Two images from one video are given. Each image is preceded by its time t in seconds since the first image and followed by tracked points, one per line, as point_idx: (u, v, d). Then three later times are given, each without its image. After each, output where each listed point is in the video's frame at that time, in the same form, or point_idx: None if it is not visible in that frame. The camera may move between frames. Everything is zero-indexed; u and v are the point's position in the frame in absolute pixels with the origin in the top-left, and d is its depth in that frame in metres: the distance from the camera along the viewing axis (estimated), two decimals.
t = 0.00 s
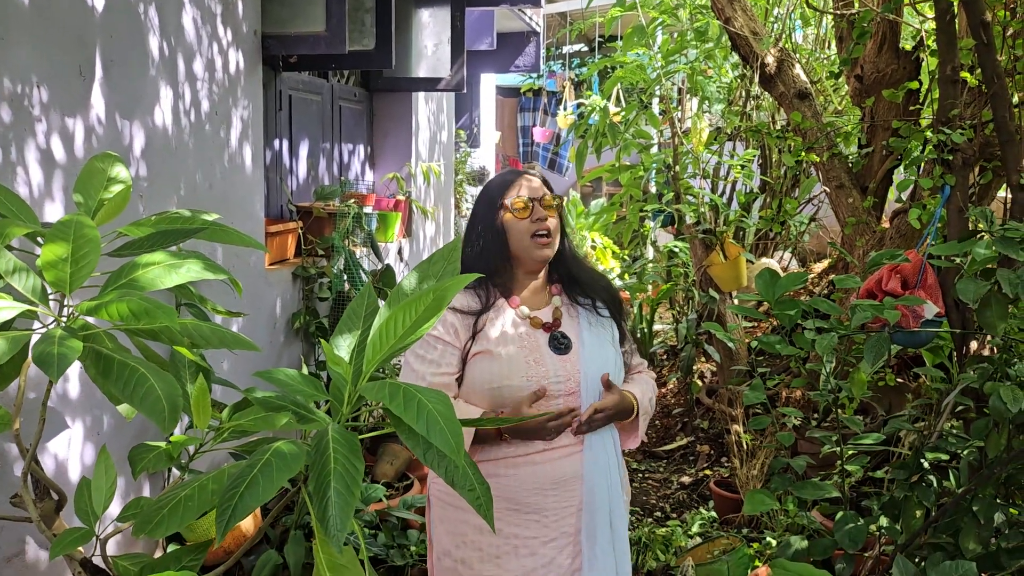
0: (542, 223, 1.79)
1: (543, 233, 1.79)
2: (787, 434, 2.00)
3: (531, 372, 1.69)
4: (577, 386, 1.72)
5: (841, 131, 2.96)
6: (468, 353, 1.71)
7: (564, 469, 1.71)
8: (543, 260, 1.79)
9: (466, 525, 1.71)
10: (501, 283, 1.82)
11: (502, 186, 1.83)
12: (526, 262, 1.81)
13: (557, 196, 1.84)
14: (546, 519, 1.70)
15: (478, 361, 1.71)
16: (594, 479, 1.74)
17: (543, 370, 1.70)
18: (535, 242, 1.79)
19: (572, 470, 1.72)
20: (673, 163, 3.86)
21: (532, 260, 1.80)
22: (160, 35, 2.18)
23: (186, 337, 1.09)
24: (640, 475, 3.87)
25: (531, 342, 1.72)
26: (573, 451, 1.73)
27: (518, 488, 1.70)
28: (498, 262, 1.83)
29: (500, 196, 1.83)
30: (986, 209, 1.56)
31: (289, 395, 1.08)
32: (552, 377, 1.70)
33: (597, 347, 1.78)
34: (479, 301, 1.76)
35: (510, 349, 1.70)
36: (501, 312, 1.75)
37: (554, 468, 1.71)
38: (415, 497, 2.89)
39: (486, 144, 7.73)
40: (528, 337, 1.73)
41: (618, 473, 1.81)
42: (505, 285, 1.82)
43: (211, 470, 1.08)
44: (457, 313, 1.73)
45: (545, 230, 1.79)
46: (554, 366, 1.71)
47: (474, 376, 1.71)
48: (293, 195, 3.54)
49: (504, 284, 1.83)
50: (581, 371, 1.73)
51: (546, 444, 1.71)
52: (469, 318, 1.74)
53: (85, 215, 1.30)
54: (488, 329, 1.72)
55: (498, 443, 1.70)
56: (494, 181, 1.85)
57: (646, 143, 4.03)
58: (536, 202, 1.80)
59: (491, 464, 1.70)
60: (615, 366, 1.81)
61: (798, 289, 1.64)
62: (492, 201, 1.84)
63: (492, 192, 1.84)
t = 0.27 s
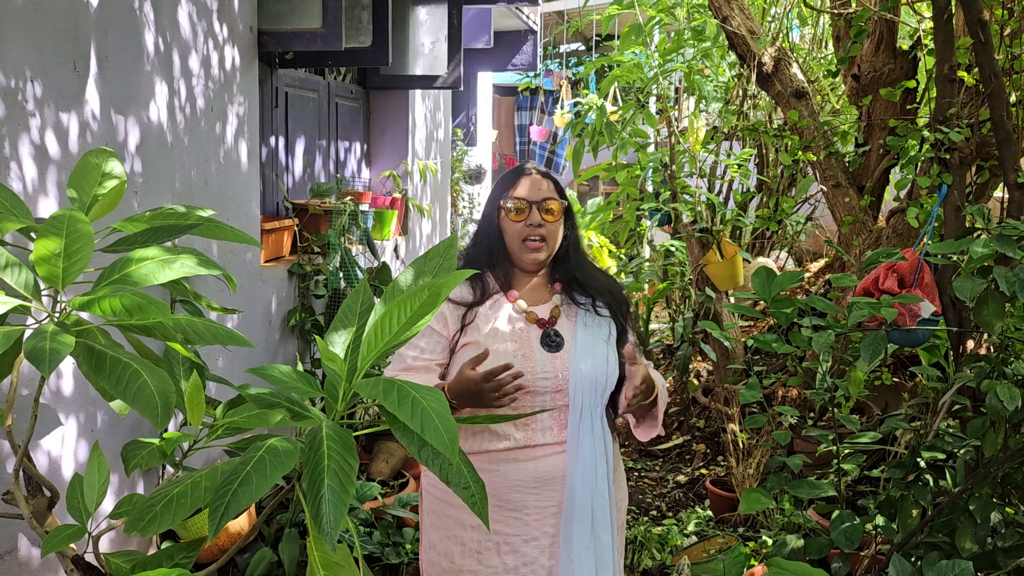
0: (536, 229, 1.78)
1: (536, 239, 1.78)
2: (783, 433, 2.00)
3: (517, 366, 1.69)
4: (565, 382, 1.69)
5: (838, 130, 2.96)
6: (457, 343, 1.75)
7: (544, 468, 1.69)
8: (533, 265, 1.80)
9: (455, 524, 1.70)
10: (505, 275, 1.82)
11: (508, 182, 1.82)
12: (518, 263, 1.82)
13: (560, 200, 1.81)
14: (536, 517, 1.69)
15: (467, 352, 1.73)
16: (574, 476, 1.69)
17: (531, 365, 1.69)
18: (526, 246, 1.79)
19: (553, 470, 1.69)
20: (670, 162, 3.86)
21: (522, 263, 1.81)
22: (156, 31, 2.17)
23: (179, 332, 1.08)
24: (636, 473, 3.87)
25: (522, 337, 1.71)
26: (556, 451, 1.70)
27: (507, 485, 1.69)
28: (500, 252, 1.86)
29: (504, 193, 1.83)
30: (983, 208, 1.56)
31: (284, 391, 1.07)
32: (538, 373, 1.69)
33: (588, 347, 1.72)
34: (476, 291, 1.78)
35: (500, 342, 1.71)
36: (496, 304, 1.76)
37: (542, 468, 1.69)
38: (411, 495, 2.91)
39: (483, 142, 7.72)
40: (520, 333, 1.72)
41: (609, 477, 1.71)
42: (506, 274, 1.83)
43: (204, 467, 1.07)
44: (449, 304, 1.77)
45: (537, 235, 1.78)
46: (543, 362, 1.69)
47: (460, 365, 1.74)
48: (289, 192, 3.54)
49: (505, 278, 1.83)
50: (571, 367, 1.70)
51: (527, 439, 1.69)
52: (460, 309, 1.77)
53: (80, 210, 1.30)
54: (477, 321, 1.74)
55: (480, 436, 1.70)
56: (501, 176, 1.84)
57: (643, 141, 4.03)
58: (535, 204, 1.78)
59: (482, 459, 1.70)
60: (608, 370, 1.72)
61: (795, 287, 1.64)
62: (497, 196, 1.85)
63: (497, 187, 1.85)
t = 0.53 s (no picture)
0: (534, 245, 1.74)
1: (533, 255, 1.75)
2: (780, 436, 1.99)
3: (512, 369, 1.68)
4: (560, 388, 1.69)
5: (836, 134, 2.96)
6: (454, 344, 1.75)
7: (535, 471, 1.68)
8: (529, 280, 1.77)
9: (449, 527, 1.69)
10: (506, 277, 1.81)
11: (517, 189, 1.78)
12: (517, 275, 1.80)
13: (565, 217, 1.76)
14: (531, 520, 1.69)
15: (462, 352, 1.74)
16: (562, 481, 1.67)
17: (525, 369, 1.68)
18: (523, 261, 1.76)
19: (546, 472, 1.69)
20: (668, 165, 3.86)
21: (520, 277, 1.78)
22: (154, 32, 2.17)
23: (177, 333, 1.07)
24: (634, 476, 3.87)
25: (518, 339, 1.71)
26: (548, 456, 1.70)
27: (502, 487, 1.69)
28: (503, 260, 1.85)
29: (511, 202, 1.80)
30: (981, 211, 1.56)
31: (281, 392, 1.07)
32: (533, 377, 1.68)
33: (586, 353, 1.72)
34: (474, 294, 1.79)
35: (495, 343, 1.71)
36: (494, 306, 1.76)
37: (535, 470, 1.69)
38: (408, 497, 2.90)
39: (482, 144, 7.72)
40: (518, 336, 1.72)
41: (600, 484, 1.68)
42: (507, 277, 1.82)
43: (201, 469, 1.07)
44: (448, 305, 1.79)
45: (535, 252, 1.74)
46: (538, 366, 1.69)
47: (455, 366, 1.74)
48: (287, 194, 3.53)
49: (506, 280, 1.82)
50: (566, 371, 1.70)
51: (519, 443, 1.69)
52: (459, 310, 1.78)
53: (77, 211, 1.29)
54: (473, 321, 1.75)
55: (471, 438, 1.70)
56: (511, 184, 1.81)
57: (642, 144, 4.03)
58: (538, 219, 1.74)
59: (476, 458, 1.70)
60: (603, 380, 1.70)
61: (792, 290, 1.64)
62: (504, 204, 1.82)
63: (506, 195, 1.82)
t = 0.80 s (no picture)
0: (534, 259, 1.74)
1: (532, 268, 1.74)
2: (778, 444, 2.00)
3: (511, 383, 1.68)
4: (559, 402, 1.69)
5: (834, 142, 2.97)
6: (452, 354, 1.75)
7: (530, 484, 1.69)
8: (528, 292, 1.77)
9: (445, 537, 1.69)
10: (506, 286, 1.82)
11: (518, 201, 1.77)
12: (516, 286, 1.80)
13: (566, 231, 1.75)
14: (527, 530, 1.69)
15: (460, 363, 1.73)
16: (560, 496, 1.68)
17: (524, 383, 1.68)
18: (522, 274, 1.76)
19: (543, 482, 1.69)
20: (666, 172, 3.86)
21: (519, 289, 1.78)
22: (153, 39, 2.17)
23: (176, 342, 1.08)
24: (631, 483, 3.87)
25: (518, 352, 1.70)
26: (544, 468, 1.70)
27: (498, 499, 1.69)
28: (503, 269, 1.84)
29: (512, 212, 1.79)
30: (978, 220, 1.56)
31: (280, 401, 1.07)
32: (532, 391, 1.69)
33: (585, 365, 1.72)
34: (474, 305, 1.79)
35: (494, 354, 1.71)
36: (493, 317, 1.76)
37: (531, 483, 1.69)
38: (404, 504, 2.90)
39: (480, 150, 7.73)
40: (517, 349, 1.71)
41: (598, 497, 1.70)
42: (508, 287, 1.83)
43: (200, 477, 1.07)
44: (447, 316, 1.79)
45: (535, 266, 1.74)
46: (536, 380, 1.69)
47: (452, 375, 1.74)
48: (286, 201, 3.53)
49: (506, 290, 1.83)
50: (565, 386, 1.70)
51: (516, 456, 1.69)
52: (458, 320, 1.79)
53: (77, 219, 1.29)
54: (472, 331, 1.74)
55: (468, 449, 1.70)
56: (513, 194, 1.80)
57: (640, 151, 4.04)
58: (538, 233, 1.74)
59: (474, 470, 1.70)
60: (599, 395, 1.70)
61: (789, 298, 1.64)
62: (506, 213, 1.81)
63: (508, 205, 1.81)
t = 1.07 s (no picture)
0: (525, 271, 1.75)
1: (524, 279, 1.75)
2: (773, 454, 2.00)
3: (505, 397, 1.69)
4: (552, 417, 1.70)
5: (829, 152, 2.99)
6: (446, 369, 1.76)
7: (523, 500, 1.69)
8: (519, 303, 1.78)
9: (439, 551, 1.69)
10: (496, 300, 1.83)
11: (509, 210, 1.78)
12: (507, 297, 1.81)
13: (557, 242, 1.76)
14: (523, 542, 1.70)
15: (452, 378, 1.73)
16: (556, 510, 1.68)
17: (517, 398, 1.69)
18: (514, 285, 1.77)
19: (540, 495, 1.70)
20: (663, 181, 3.82)
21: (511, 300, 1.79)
22: (151, 51, 2.18)
23: (174, 356, 1.08)
24: (628, 492, 3.87)
25: (510, 366, 1.71)
26: (538, 483, 1.71)
27: (491, 515, 1.69)
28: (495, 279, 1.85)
29: (502, 223, 1.80)
30: (971, 233, 1.57)
31: (277, 415, 1.07)
32: (525, 405, 1.69)
33: (577, 379, 1.73)
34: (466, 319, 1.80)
35: (487, 368, 1.71)
36: (486, 331, 1.76)
37: (524, 500, 1.69)
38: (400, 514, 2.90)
39: (477, 158, 7.76)
40: (510, 361, 1.73)
41: (594, 508, 1.70)
42: (499, 299, 1.84)
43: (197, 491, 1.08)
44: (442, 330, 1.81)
45: (526, 277, 1.75)
46: (530, 394, 1.70)
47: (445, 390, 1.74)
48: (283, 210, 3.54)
49: (497, 303, 1.84)
50: (559, 400, 1.71)
51: (509, 472, 1.70)
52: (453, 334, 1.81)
53: (75, 231, 1.30)
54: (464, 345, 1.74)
55: (463, 464, 1.70)
56: (503, 205, 1.81)
57: (636, 160, 4.05)
58: (528, 244, 1.75)
59: (468, 485, 1.70)
60: (592, 410, 1.71)
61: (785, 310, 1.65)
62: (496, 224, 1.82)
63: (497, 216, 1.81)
